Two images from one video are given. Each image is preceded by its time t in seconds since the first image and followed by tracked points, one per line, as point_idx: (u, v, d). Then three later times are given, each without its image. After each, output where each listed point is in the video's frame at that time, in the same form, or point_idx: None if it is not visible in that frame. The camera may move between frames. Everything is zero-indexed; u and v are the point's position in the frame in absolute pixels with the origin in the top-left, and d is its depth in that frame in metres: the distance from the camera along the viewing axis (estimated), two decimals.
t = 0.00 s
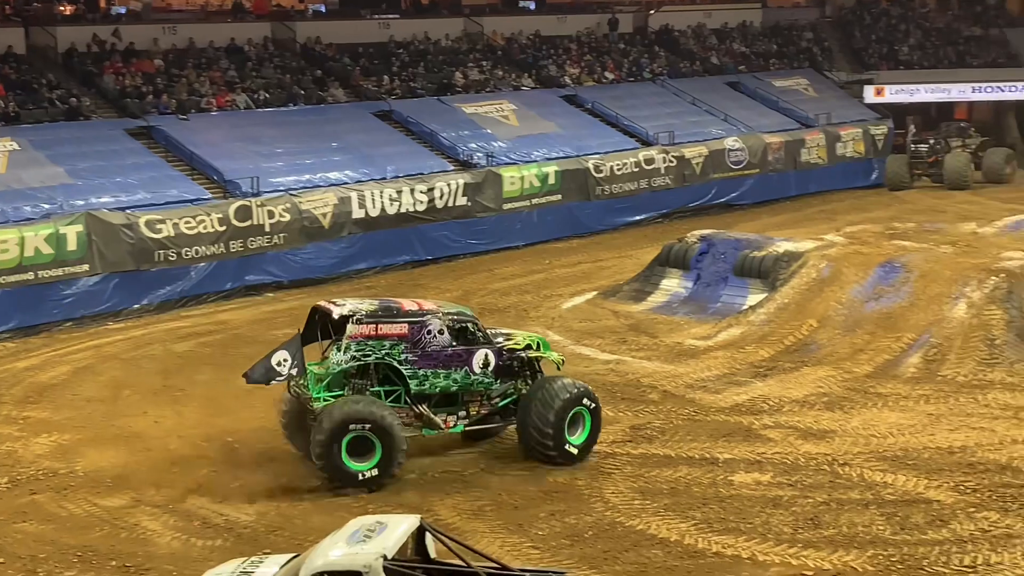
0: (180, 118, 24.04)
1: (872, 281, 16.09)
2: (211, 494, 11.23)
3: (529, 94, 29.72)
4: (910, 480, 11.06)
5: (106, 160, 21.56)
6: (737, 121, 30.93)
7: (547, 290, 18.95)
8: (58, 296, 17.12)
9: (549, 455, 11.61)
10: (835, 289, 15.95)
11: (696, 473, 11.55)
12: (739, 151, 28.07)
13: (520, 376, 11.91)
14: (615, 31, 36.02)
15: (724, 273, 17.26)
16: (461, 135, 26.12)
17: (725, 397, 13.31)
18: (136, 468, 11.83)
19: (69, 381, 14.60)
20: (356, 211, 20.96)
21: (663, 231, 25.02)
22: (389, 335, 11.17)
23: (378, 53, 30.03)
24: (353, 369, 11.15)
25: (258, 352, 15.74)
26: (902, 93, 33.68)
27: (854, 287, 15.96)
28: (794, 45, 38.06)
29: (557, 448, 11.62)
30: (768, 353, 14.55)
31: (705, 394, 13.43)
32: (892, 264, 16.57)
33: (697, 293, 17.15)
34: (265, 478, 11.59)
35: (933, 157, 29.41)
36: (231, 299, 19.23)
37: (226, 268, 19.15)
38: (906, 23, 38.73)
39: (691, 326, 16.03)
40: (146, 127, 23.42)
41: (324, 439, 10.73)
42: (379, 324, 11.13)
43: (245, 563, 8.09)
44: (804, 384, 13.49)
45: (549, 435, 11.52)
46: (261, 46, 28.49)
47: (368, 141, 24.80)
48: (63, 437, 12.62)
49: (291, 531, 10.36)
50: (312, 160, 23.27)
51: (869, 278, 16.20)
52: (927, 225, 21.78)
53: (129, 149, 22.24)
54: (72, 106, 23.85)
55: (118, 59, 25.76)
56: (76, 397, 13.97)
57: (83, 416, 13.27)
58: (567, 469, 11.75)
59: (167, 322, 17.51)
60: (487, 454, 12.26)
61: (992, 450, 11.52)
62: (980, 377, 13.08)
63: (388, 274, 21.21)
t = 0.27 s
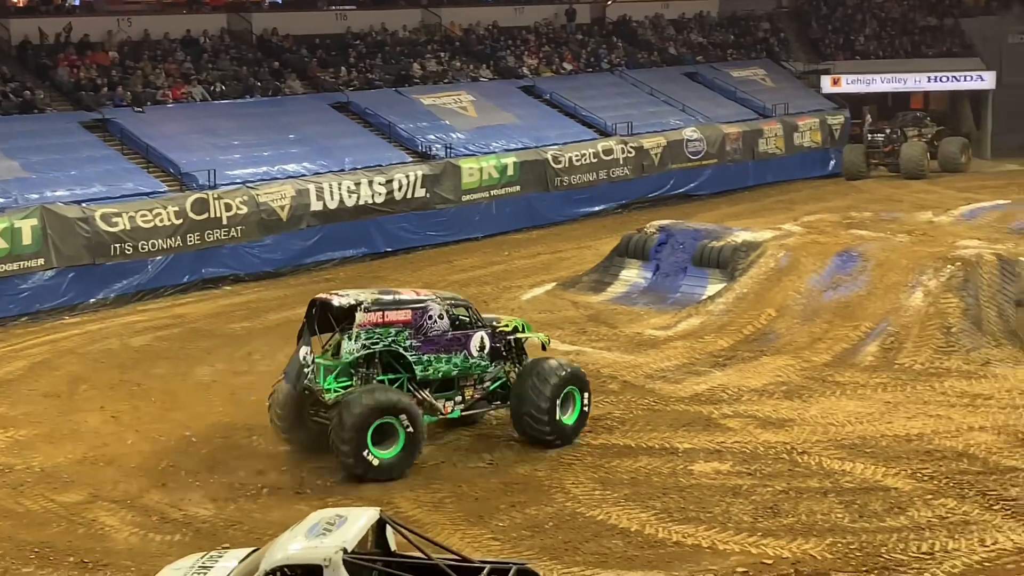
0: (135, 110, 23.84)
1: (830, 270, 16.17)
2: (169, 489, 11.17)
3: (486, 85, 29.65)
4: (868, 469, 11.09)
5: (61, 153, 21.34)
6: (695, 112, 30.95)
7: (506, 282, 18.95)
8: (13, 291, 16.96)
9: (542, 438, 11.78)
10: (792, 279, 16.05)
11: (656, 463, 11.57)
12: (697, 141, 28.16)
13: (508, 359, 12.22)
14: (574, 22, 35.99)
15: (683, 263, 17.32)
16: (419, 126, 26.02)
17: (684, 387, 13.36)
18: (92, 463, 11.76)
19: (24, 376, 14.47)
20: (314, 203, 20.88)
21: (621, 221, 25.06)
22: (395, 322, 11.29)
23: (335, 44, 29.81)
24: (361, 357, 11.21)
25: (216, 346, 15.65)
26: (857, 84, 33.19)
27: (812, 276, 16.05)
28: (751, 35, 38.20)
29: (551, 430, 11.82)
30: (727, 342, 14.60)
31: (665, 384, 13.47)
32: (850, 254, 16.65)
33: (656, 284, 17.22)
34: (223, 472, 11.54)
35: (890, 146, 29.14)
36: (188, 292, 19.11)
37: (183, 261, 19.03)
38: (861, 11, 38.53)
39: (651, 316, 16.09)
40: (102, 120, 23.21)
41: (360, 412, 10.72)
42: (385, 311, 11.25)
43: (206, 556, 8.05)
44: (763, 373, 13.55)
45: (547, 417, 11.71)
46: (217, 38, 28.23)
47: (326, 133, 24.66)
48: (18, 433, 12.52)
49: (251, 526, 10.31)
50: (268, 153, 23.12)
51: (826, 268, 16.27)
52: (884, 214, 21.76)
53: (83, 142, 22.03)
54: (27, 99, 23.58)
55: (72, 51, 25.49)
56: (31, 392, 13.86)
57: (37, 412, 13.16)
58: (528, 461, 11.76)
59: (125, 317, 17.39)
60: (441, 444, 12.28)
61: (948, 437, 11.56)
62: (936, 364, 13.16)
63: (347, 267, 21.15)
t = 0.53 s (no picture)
0: (117, 108, 23.84)
1: (812, 266, 16.15)
2: (152, 487, 11.17)
3: (469, 82, 29.66)
4: (851, 463, 11.10)
5: (43, 151, 21.31)
6: (678, 107, 30.94)
7: (488, 279, 18.97)
8: None
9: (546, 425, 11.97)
10: (775, 274, 16.04)
11: (639, 459, 11.59)
12: (679, 136, 28.16)
13: (516, 348, 12.50)
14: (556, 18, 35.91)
15: (665, 259, 17.46)
16: (401, 123, 26.01)
17: (667, 382, 13.39)
18: (75, 461, 11.76)
19: (6, 375, 14.46)
20: (297, 201, 20.88)
21: (603, 217, 25.08)
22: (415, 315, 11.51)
23: (317, 41, 29.76)
24: (383, 351, 11.42)
25: (199, 345, 15.65)
26: (839, 79, 33.04)
27: (795, 271, 16.05)
28: (733, 31, 38.22)
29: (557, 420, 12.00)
30: (710, 338, 14.63)
31: (647, 379, 13.50)
32: (833, 247, 16.52)
33: (639, 281, 17.38)
34: (206, 470, 11.54)
35: (871, 141, 29.12)
36: (171, 290, 19.12)
37: (167, 260, 19.04)
38: (844, 8, 38.61)
39: (633, 313, 16.18)
40: (84, 118, 23.18)
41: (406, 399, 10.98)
42: (404, 304, 11.49)
43: (189, 555, 8.01)
44: (745, 368, 13.59)
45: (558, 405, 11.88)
46: (199, 36, 28.13)
47: (309, 131, 24.64)
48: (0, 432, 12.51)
49: (235, 523, 10.32)
50: (252, 150, 23.12)
51: (809, 263, 16.26)
52: (867, 209, 21.77)
53: (66, 140, 22.00)
54: (8, 98, 23.52)
55: (54, 49, 25.41)
56: (13, 391, 13.85)
57: (19, 411, 13.16)
58: (511, 457, 11.80)
59: (109, 315, 17.39)
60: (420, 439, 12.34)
61: (930, 431, 11.55)
62: (918, 359, 13.19)
63: (330, 265, 21.20)
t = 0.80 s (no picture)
0: (116, 110, 23.88)
1: (811, 265, 16.10)
2: (151, 487, 11.18)
3: (467, 83, 29.67)
4: (850, 463, 11.10)
5: (42, 153, 21.34)
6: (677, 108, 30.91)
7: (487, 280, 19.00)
8: None
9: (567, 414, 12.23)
10: (774, 275, 16.04)
11: (638, 459, 11.60)
12: (678, 138, 28.17)
13: (541, 342, 12.79)
14: (554, 19, 35.91)
15: (664, 259, 17.49)
16: (400, 124, 26.04)
17: (666, 382, 13.40)
18: (73, 462, 11.77)
19: (5, 376, 14.48)
20: (296, 202, 20.90)
21: (602, 218, 25.08)
22: (451, 312, 11.76)
23: (316, 43, 29.79)
24: (422, 348, 11.63)
25: (198, 346, 15.67)
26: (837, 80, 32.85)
27: (794, 271, 16.03)
28: (732, 31, 38.19)
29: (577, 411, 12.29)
30: (709, 338, 14.64)
31: (646, 380, 13.51)
32: (831, 248, 16.46)
33: (638, 281, 17.42)
34: (205, 470, 11.56)
35: (868, 142, 28.90)
36: (170, 291, 19.14)
37: (166, 261, 19.06)
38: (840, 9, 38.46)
39: (632, 313, 16.21)
40: (83, 120, 23.20)
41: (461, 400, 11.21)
42: (441, 302, 11.72)
43: (189, 555, 8.03)
44: (744, 369, 13.59)
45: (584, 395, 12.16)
46: (198, 38, 28.15)
47: (307, 132, 24.65)
48: None
49: (234, 524, 10.33)
50: (251, 151, 23.12)
51: (808, 262, 16.22)
52: (866, 209, 21.76)
53: (65, 142, 22.02)
54: (7, 100, 23.54)
55: (53, 51, 25.43)
56: (12, 392, 13.86)
57: (18, 412, 13.18)
58: (510, 457, 11.81)
59: (108, 316, 17.41)
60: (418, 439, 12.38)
61: (929, 431, 11.55)
62: (917, 359, 13.19)
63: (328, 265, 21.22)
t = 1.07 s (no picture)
0: (114, 113, 23.89)
1: (809, 270, 16.12)
2: (148, 491, 11.16)
3: (464, 87, 29.67)
4: (848, 468, 11.10)
5: (40, 156, 21.30)
6: (675, 113, 30.92)
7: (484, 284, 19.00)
8: None
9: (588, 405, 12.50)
10: (771, 279, 16.06)
11: (636, 463, 11.59)
12: (676, 142, 28.20)
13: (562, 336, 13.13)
14: (552, 23, 35.86)
15: (662, 264, 17.50)
16: (398, 127, 26.04)
17: (664, 387, 13.40)
18: (71, 466, 11.75)
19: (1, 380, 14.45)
20: (293, 205, 20.86)
21: (599, 222, 25.07)
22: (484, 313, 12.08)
23: (314, 47, 29.77)
24: (457, 349, 11.96)
25: (195, 349, 15.65)
26: (834, 84, 32.83)
27: (791, 276, 16.05)
28: (729, 36, 38.09)
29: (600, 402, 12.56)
30: (707, 343, 14.64)
31: (644, 384, 13.51)
32: (829, 253, 16.53)
33: (636, 285, 17.43)
34: (203, 474, 11.54)
35: (867, 147, 29.15)
36: (168, 295, 19.12)
37: (163, 264, 19.03)
38: (839, 12, 38.41)
39: (629, 317, 16.21)
40: (80, 122, 23.16)
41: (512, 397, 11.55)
42: (474, 303, 12.05)
43: (186, 560, 8.01)
44: (741, 373, 13.59)
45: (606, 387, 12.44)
46: (196, 41, 28.07)
47: (304, 135, 24.63)
48: None
49: (232, 528, 10.31)
50: (249, 155, 23.10)
51: (805, 267, 16.24)
52: (863, 214, 21.78)
53: (62, 145, 22.00)
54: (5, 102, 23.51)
55: (50, 54, 25.34)
56: (9, 396, 13.83)
57: (15, 416, 13.15)
58: (508, 462, 11.80)
59: (104, 319, 17.38)
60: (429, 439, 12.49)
61: (927, 436, 11.55)
62: (915, 364, 13.18)
63: (326, 269, 21.20)
